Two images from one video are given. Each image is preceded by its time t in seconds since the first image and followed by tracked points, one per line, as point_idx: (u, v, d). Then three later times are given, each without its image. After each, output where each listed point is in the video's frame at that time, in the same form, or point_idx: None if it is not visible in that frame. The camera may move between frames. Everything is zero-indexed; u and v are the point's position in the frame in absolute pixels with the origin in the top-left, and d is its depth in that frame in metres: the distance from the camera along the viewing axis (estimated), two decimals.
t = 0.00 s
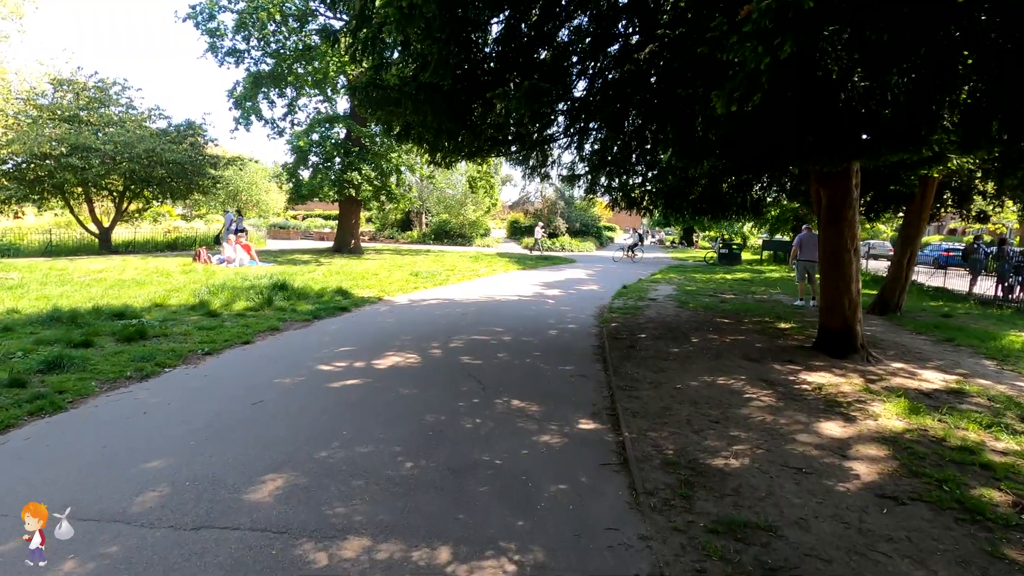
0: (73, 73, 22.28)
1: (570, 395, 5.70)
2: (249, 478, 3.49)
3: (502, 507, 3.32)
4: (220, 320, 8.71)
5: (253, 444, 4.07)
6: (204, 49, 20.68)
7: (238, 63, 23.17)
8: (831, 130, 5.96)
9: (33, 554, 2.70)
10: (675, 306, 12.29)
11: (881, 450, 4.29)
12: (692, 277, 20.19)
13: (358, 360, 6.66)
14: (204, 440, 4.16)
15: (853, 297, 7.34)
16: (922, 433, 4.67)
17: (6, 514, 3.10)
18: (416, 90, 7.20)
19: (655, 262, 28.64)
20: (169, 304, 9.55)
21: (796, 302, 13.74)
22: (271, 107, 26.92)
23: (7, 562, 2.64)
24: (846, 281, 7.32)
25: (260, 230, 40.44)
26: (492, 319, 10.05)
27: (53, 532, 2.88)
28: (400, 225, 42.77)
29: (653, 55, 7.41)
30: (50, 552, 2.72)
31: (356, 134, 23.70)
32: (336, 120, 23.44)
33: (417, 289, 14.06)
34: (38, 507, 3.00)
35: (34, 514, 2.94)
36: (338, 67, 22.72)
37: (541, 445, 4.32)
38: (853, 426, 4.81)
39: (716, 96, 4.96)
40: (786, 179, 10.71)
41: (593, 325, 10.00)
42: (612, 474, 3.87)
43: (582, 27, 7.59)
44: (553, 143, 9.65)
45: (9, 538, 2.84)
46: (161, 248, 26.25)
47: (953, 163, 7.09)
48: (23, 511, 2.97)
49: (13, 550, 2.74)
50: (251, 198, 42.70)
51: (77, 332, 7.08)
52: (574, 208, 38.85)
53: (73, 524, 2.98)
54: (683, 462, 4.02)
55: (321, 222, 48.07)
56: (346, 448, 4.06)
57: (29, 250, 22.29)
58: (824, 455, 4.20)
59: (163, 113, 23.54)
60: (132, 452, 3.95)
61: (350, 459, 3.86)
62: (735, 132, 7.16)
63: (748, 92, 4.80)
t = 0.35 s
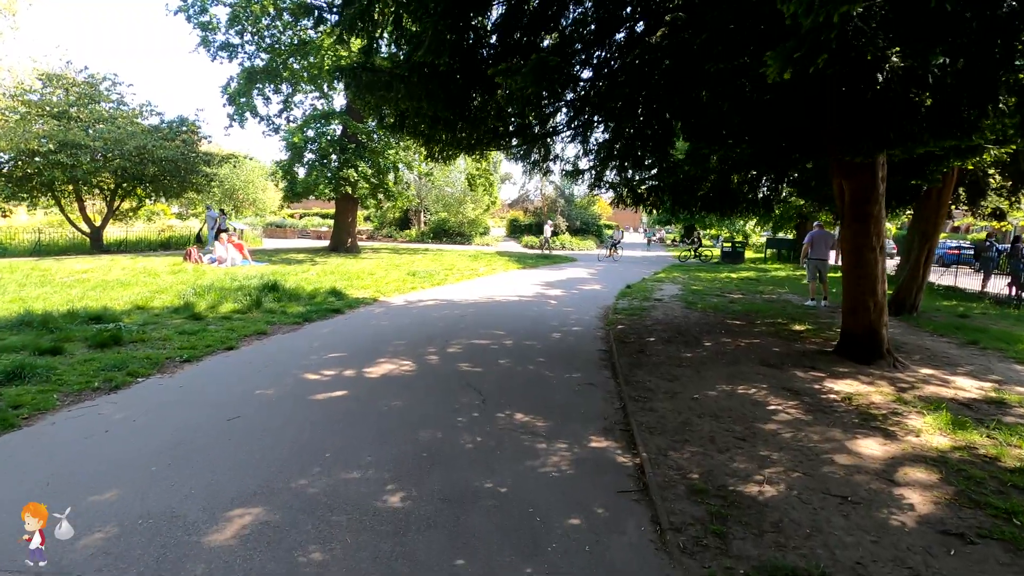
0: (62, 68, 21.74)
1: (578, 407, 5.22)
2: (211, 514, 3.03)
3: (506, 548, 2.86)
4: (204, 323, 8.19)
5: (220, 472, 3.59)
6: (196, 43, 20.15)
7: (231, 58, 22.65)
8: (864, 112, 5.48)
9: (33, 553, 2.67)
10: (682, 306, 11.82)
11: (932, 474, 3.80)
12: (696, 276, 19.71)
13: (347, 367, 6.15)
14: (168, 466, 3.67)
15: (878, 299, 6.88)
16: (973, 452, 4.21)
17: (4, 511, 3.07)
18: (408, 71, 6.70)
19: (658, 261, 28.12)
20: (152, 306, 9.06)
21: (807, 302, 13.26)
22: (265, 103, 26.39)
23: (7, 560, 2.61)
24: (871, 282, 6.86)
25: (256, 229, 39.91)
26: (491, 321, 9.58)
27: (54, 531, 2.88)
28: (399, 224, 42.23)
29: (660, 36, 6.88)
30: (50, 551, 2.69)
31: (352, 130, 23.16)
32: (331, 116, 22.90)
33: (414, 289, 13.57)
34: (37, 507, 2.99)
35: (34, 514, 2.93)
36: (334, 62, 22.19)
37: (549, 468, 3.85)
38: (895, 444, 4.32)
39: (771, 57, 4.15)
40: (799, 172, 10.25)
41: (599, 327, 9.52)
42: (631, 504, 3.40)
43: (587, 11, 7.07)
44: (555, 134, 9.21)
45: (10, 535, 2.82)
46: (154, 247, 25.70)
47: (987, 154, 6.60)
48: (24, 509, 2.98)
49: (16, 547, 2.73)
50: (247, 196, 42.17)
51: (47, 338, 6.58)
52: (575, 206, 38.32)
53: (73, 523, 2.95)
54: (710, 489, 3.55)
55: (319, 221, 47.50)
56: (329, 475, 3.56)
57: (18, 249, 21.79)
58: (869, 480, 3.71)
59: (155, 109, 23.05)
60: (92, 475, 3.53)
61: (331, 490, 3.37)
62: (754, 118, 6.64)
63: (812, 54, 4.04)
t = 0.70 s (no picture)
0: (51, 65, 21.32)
1: (583, 424, 4.78)
2: (158, 566, 2.62)
3: None
4: (186, 330, 7.76)
5: (178, 506, 3.17)
6: (187, 40, 19.72)
7: (224, 55, 22.21)
8: (892, 100, 5.07)
9: (33, 552, 2.70)
10: (688, 309, 11.39)
11: (982, 505, 3.37)
12: (699, 276, 19.27)
13: (332, 380, 5.70)
14: (120, 499, 3.26)
15: (901, 304, 6.47)
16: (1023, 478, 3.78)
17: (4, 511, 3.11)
18: (393, 54, 6.34)
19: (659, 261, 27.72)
20: (133, 311, 8.63)
21: (816, 304, 12.82)
22: (260, 101, 25.98)
23: (8, 559, 2.65)
24: (893, 284, 6.45)
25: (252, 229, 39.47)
26: (489, 326, 9.15)
27: (55, 531, 2.91)
28: (397, 224, 41.76)
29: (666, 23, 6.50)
30: (51, 550, 2.73)
31: (348, 129, 22.71)
32: (326, 114, 22.45)
33: (410, 292, 13.13)
34: (38, 507, 3.01)
35: (34, 514, 2.95)
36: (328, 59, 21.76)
37: (552, 500, 3.42)
38: (936, 469, 3.88)
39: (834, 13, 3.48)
40: (808, 170, 9.86)
41: (602, 332, 9.10)
42: (647, 545, 2.97)
43: None
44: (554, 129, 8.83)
45: (11, 535, 2.86)
46: (146, 248, 25.25)
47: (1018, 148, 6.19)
48: (24, 510, 3.00)
49: (16, 547, 2.76)
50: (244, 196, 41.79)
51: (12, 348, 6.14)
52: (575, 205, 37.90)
53: (73, 523, 2.99)
54: (735, 526, 3.12)
55: (316, 221, 47.07)
56: (300, 512, 3.13)
57: (7, 251, 21.37)
58: (915, 513, 3.27)
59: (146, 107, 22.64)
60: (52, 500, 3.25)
61: (302, 531, 2.94)
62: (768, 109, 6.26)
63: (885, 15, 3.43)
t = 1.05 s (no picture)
0: (38, 61, 20.85)
1: (588, 444, 4.33)
2: None
3: None
4: (164, 336, 7.29)
5: (114, 558, 2.73)
6: (178, 35, 19.27)
7: (216, 51, 21.73)
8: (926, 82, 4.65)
9: (33, 552, 2.78)
10: (694, 312, 10.93)
11: None
12: (703, 277, 18.81)
13: (315, 395, 5.17)
14: (48, 548, 2.80)
15: (929, 309, 6.04)
16: None
17: (6, 511, 3.17)
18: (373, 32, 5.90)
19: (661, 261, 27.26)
20: (110, 315, 8.18)
21: (827, 307, 12.36)
22: (254, 99, 25.53)
23: (9, 559, 2.72)
24: (919, 289, 6.02)
25: (249, 229, 38.99)
26: (486, 331, 8.70)
27: (54, 532, 2.97)
28: (395, 224, 41.27)
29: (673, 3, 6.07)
30: (50, 551, 2.80)
31: (344, 126, 22.24)
32: (321, 111, 21.95)
33: (405, 293, 12.66)
34: (38, 507, 3.09)
35: (34, 514, 3.02)
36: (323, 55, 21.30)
37: (553, 539, 2.99)
38: (990, 501, 3.42)
39: None
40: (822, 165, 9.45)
41: (605, 337, 8.63)
42: None
43: None
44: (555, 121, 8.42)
45: (11, 535, 2.93)
46: (138, 248, 24.77)
47: None
48: (25, 510, 3.07)
49: (15, 547, 2.83)
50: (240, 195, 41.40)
51: None
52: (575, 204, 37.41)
53: (72, 523, 3.05)
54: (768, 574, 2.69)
55: (313, 221, 46.60)
56: (260, 562, 2.70)
57: None
58: (975, 558, 2.82)
59: (136, 104, 22.17)
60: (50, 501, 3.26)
61: None
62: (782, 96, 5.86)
63: None
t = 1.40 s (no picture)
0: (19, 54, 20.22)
1: (594, 468, 3.91)
2: None
3: None
4: (136, 343, 6.81)
5: None
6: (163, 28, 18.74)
7: (203, 44, 21.14)
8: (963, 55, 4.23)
9: (33, 553, 2.79)
10: (697, 313, 10.53)
11: None
12: (703, 276, 18.43)
13: (292, 410, 4.72)
14: None
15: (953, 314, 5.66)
16: None
17: (7, 510, 3.18)
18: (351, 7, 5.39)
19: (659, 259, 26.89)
20: (81, 320, 7.70)
21: (832, 307, 12.01)
22: (244, 94, 24.97)
23: (9, 559, 2.74)
24: (943, 292, 5.64)
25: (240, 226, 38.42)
26: (481, 334, 8.28)
27: (55, 531, 2.99)
28: (390, 221, 40.74)
29: None
30: (50, 551, 2.81)
31: (335, 121, 21.71)
32: (312, 106, 21.42)
33: (398, 294, 12.22)
34: (38, 507, 3.09)
35: (34, 514, 3.03)
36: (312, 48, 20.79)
37: None
38: None
39: None
40: (830, 161, 9.05)
41: (606, 341, 8.21)
42: None
43: None
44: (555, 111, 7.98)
45: (11, 535, 2.94)
46: (125, 247, 24.20)
47: None
48: (24, 510, 3.07)
49: (16, 547, 2.84)
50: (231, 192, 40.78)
51: None
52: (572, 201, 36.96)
53: (73, 523, 3.06)
54: None
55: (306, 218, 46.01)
56: None
57: None
58: None
59: (121, 99, 21.58)
60: (49, 502, 3.27)
61: None
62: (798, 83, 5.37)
63: None
